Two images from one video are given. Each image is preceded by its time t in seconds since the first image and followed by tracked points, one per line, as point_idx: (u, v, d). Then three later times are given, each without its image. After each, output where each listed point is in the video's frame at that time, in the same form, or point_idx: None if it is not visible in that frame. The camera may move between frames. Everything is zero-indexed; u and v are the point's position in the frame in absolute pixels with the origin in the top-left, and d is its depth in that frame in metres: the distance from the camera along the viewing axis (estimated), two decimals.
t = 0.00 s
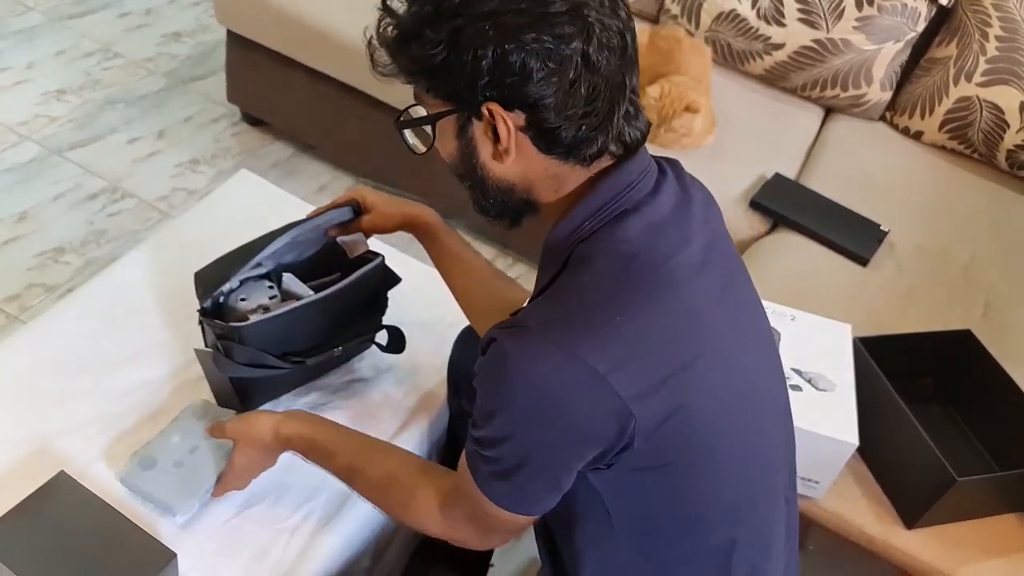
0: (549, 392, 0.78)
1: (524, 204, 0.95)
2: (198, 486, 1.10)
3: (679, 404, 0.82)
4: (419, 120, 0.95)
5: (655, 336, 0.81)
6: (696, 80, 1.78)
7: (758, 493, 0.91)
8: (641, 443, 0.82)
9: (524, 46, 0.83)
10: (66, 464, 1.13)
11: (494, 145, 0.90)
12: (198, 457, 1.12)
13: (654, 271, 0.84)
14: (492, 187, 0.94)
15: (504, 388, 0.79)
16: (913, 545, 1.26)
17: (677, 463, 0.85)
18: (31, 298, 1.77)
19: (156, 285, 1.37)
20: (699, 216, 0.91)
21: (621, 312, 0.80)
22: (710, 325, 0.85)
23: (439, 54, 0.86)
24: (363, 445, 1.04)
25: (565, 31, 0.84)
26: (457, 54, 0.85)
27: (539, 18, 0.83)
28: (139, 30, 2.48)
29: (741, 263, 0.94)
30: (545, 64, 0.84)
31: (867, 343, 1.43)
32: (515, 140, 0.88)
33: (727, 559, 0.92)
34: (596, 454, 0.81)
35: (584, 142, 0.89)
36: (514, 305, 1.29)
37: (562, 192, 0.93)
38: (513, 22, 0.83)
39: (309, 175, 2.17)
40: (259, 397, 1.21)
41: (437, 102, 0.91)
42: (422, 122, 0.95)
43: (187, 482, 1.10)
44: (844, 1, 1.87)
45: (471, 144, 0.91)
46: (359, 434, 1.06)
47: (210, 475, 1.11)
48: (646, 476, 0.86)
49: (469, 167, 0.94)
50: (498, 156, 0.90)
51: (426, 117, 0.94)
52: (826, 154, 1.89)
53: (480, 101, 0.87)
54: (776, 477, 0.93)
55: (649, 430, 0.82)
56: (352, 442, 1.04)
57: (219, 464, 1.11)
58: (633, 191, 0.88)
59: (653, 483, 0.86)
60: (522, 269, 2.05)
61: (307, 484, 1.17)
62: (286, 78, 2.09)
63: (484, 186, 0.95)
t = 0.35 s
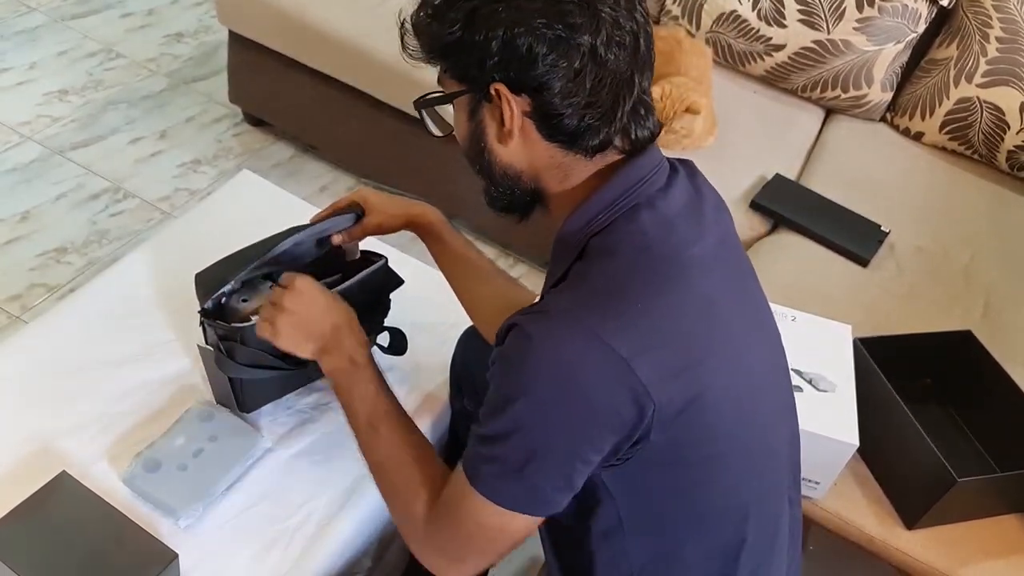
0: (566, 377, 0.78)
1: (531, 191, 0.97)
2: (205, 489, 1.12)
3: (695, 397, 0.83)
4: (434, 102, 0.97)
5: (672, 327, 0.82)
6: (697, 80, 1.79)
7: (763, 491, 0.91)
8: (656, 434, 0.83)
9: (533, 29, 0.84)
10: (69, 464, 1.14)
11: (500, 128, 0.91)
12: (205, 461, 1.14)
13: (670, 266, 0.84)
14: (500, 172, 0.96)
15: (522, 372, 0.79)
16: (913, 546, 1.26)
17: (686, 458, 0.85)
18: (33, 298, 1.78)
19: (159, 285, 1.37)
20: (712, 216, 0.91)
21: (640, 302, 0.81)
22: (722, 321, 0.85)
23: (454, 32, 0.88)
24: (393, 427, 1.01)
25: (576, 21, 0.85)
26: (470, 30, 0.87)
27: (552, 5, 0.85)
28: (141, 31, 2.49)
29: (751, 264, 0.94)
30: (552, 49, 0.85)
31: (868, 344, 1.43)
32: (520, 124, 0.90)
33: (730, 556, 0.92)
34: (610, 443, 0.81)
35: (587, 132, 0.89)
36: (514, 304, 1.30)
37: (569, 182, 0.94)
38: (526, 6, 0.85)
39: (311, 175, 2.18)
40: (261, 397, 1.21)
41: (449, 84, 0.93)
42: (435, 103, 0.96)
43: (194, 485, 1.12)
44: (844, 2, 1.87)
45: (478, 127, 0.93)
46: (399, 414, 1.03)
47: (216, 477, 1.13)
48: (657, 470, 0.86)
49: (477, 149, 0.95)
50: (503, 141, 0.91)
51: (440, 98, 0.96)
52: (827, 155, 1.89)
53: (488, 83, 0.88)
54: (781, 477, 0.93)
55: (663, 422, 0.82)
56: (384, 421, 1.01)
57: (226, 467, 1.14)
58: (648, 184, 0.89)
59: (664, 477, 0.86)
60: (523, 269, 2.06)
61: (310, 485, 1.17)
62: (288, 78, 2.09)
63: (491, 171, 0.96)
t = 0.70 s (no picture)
0: (566, 360, 0.78)
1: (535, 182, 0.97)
2: (205, 490, 1.12)
3: (691, 388, 0.82)
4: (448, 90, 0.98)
5: (670, 316, 0.81)
6: (698, 81, 1.78)
7: (759, 487, 0.91)
8: (651, 422, 0.83)
9: (544, 22, 0.85)
10: (71, 464, 1.14)
11: (506, 118, 0.92)
12: (205, 462, 1.14)
13: (673, 255, 0.84)
14: (506, 162, 0.96)
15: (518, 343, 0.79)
16: (912, 547, 1.26)
17: (684, 452, 0.85)
18: (33, 299, 1.78)
19: (159, 286, 1.37)
20: (715, 214, 0.91)
21: (641, 290, 0.81)
22: (722, 315, 0.85)
23: (469, 20, 0.89)
24: (397, 373, 1.03)
25: (587, 14, 0.86)
26: (485, 17, 0.88)
27: None
28: (141, 32, 2.49)
29: (752, 262, 0.94)
30: (563, 42, 0.86)
31: (868, 345, 1.43)
32: (528, 114, 0.90)
33: (723, 550, 0.92)
34: (601, 426, 0.81)
35: (593, 125, 0.89)
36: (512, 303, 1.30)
37: (573, 174, 0.94)
38: None
39: (311, 176, 2.18)
40: (261, 398, 1.22)
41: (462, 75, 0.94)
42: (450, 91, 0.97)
43: (194, 486, 1.12)
44: (845, 3, 1.87)
45: (486, 116, 0.93)
46: (403, 362, 1.05)
47: (216, 478, 1.13)
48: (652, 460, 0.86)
49: (484, 137, 0.96)
50: (509, 130, 0.92)
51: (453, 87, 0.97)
52: (827, 156, 1.89)
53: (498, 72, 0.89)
54: (778, 475, 0.93)
55: (658, 411, 0.82)
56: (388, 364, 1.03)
57: (226, 467, 1.14)
58: (652, 177, 0.90)
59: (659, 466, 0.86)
60: (523, 270, 2.06)
61: (310, 485, 1.17)
62: (288, 79, 2.09)
63: (498, 160, 0.97)
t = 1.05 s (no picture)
0: (573, 355, 0.78)
1: (545, 179, 0.96)
2: (206, 490, 1.12)
3: (697, 384, 0.83)
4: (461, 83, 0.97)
5: (676, 312, 0.81)
6: (699, 82, 1.78)
7: (761, 483, 0.91)
8: (659, 418, 0.83)
9: (569, 17, 0.85)
10: (72, 464, 1.14)
11: (524, 113, 0.91)
12: (206, 462, 1.14)
13: (678, 252, 0.84)
14: (517, 158, 0.95)
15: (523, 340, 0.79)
16: (912, 547, 1.26)
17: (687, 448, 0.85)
18: (34, 299, 1.78)
19: (160, 286, 1.37)
20: (719, 212, 0.91)
21: (646, 286, 0.81)
22: (727, 311, 0.86)
23: (490, 14, 0.89)
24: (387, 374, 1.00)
25: (611, 11, 0.86)
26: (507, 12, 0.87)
27: None
28: (142, 32, 2.49)
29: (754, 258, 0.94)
30: (586, 38, 0.86)
31: (868, 346, 1.43)
32: (547, 109, 0.90)
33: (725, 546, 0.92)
34: (603, 422, 0.81)
35: (611, 123, 0.90)
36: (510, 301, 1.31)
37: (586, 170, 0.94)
38: None
39: (312, 176, 2.18)
40: (263, 398, 1.22)
41: (479, 68, 0.93)
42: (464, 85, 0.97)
43: (194, 486, 1.12)
44: (846, 3, 1.87)
45: (502, 110, 0.93)
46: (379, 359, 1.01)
47: (216, 478, 1.13)
48: (657, 458, 0.86)
49: (498, 131, 0.95)
50: (526, 126, 0.92)
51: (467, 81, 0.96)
52: (828, 157, 1.89)
53: (520, 66, 0.88)
54: (782, 472, 0.93)
55: (664, 407, 0.82)
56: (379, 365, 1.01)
57: (227, 468, 1.14)
58: (657, 173, 0.90)
59: (664, 463, 0.86)
60: (523, 270, 2.06)
61: (311, 486, 1.17)
62: (289, 79, 2.09)
63: (510, 156, 0.96)
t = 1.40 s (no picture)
0: (568, 369, 0.77)
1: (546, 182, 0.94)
2: (204, 489, 1.11)
3: (696, 390, 0.82)
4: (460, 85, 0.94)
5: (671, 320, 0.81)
6: (700, 79, 1.77)
7: (764, 487, 0.90)
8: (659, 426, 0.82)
9: (592, 19, 0.85)
10: (68, 464, 1.13)
11: (537, 117, 0.89)
12: (205, 462, 1.14)
13: (673, 259, 0.84)
14: (520, 163, 0.93)
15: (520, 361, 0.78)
16: (914, 548, 1.26)
17: (690, 453, 0.85)
18: (32, 297, 1.77)
19: (158, 284, 1.37)
20: (714, 213, 0.91)
21: (641, 295, 0.81)
22: (724, 314, 0.85)
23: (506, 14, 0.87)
24: (318, 459, 0.98)
25: (631, 14, 0.86)
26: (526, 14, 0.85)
27: None
28: (141, 29, 2.48)
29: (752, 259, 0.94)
30: (609, 39, 0.86)
31: (871, 345, 1.43)
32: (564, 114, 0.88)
33: (730, 552, 0.91)
34: (604, 439, 0.80)
35: (625, 129, 0.90)
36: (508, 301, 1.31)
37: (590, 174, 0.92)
38: None
39: (311, 174, 2.17)
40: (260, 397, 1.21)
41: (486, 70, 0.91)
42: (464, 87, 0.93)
43: (193, 485, 1.12)
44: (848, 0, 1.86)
45: (512, 114, 0.90)
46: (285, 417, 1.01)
47: (215, 477, 1.13)
48: (659, 464, 0.85)
49: (502, 136, 0.93)
50: (538, 130, 0.89)
51: (469, 83, 0.93)
52: (830, 154, 1.88)
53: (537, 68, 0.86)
54: (785, 472, 0.92)
55: (663, 414, 0.82)
56: (305, 451, 0.98)
57: (226, 467, 1.14)
58: (654, 177, 0.89)
59: (667, 470, 0.86)
60: (524, 268, 2.05)
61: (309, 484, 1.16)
62: (288, 76, 2.08)
63: (510, 161, 0.94)
